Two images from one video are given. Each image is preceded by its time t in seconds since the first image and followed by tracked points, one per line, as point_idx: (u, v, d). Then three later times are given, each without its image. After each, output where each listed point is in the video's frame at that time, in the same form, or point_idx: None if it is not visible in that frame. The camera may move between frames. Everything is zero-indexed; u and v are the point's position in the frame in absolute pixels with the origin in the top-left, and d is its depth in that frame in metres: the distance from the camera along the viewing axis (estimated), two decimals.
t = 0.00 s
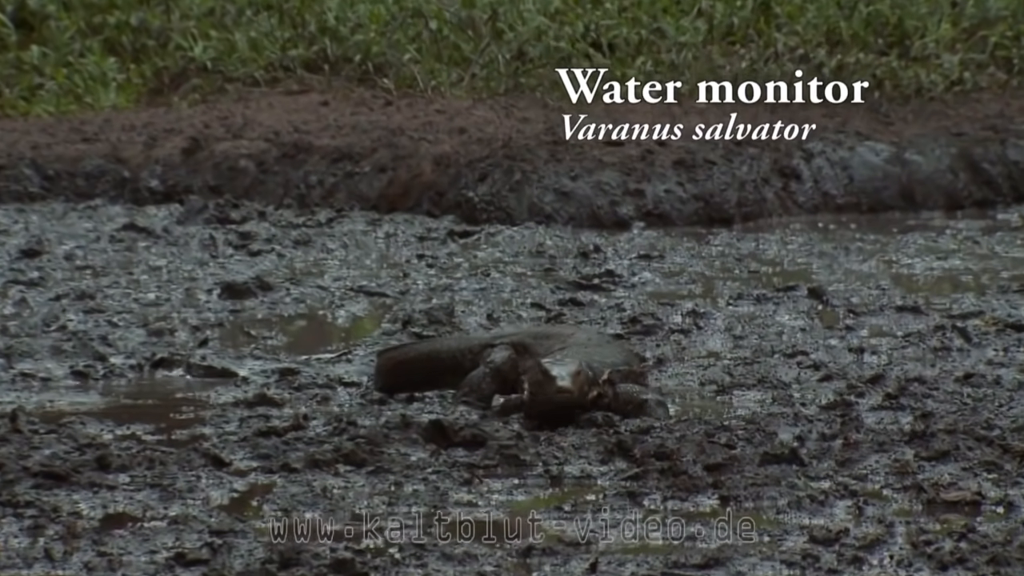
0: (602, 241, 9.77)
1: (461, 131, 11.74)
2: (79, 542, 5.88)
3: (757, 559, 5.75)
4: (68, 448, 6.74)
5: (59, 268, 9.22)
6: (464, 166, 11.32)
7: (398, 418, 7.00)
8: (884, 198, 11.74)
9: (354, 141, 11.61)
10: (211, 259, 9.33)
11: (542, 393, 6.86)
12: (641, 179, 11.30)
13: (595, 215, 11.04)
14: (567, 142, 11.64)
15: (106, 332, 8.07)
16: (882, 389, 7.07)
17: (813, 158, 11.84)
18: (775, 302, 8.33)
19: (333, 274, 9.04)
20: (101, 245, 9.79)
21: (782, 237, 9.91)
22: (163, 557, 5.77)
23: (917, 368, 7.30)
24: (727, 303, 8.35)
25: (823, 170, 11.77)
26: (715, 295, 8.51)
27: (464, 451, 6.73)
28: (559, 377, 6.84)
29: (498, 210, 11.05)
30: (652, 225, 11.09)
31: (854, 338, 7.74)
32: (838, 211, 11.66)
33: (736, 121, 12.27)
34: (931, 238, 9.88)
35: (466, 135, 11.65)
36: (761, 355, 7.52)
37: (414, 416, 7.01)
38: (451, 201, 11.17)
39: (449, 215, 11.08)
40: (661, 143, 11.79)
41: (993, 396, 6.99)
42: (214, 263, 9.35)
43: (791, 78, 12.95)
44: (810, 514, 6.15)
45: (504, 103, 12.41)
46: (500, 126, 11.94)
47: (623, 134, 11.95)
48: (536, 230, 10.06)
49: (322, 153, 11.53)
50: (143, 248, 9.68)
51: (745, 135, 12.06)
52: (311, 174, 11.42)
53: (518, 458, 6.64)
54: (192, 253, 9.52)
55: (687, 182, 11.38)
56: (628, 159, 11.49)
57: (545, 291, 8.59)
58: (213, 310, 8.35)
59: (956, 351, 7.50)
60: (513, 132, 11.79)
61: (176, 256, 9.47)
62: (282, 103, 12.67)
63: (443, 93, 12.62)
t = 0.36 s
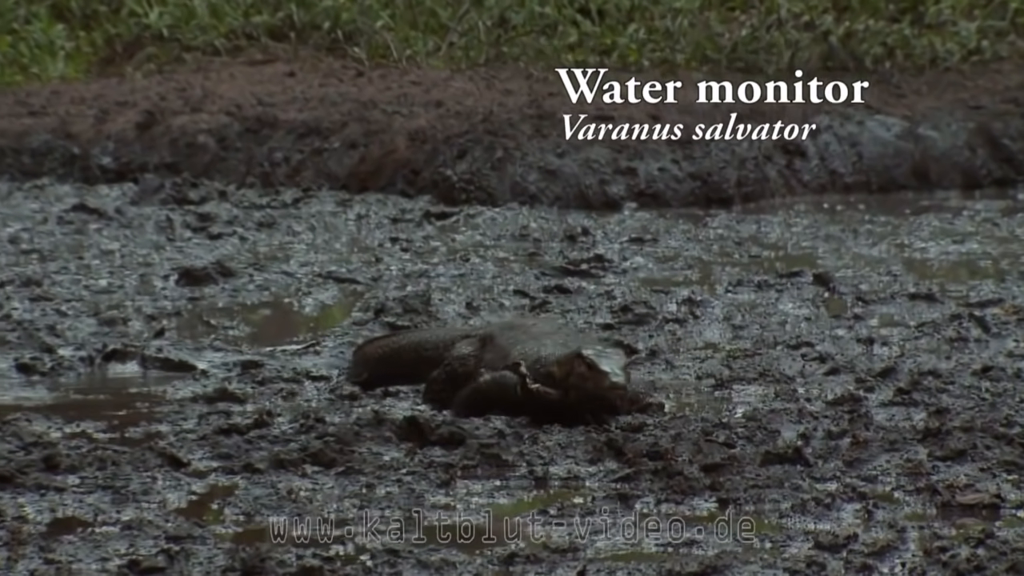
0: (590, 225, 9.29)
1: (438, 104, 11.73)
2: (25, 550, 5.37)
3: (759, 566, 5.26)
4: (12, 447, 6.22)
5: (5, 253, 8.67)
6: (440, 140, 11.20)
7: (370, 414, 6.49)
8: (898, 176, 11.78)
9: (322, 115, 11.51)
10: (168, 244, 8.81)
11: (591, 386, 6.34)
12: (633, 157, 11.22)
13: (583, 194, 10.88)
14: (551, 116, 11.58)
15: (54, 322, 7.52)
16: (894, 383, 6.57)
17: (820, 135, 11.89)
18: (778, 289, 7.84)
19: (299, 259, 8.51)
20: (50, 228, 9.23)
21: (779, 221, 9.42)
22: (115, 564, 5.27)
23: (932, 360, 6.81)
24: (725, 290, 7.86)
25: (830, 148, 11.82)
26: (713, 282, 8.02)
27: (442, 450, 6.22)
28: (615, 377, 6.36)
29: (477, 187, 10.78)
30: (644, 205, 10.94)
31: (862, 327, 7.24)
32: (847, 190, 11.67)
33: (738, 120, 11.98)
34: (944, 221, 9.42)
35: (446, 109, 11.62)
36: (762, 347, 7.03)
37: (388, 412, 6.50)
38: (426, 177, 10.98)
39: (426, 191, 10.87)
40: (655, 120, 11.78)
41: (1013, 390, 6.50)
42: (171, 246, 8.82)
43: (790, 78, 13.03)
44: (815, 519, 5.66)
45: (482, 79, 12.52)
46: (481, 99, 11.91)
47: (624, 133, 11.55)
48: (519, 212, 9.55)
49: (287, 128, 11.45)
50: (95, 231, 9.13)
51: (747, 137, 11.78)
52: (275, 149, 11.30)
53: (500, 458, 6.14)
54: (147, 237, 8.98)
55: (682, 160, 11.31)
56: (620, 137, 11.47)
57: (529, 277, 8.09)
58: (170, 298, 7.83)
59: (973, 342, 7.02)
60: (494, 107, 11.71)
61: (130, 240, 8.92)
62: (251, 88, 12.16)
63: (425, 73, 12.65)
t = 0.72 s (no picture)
0: (565, 205, 8.82)
1: (400, 75, 11.31)
2: None
3: None
4: None
5: None
6: (402, 114, 10.79)
7: (326, 411, 6.01)
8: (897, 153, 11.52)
9: (275, 88, 11.05)
10: (109, 226, 8.29)
11: (628, 382, 5.96)
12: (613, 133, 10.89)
13: (558, 175, 10.44)
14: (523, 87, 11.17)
15: None
16: (893, 377, 6.12)
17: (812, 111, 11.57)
18: (768, 275, 7.39)
19: (250, 243, 8.02)
20: None
21: (769, 202, 8.97)
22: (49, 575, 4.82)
23: (933, 352, 6.35)
24: (711, 276, 7.40)
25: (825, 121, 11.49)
26: (698, 267, 7.57)
27: (404, 449, 5.75)
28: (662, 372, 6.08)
29: (445, 166, 10.37)
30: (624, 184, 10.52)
31: (859, 317, 6.78)
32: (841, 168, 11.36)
33: (736, 120, 11.33)
34: (948, 201, 8.98)
35: (409, 81, 11.21)
36: (750, 338, 6.56)
37: (347, 408, 6.02)
38: (388, 156, 10.52)
39: (387, 172, 10.41)
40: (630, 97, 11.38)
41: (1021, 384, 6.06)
42: (113, 229, 8.29)
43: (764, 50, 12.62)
44: (809, 524, 5.21)
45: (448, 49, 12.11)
46: (447, 70, 11.50)
47: (622, 134, 10.91)
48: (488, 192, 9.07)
49: (236, 101, 10.97)
50: (30, 210, 8.59)
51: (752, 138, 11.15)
52: (225, 124, 10.82)
53: (467, 458, 5.67)
54: (85, 217, 8.45)
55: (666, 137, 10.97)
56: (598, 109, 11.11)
57: (499, 262, 7.63)
58: (110, 285, 7.33)
59: (978, 332, 6.57)
60: (462, 77, 11.28)
61: (68, 221, 8.39)
62: (199, 58, 11.65)
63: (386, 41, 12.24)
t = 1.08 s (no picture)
0: (536, 185, 8.38)
1: (358, 42, 10.65)
2: None
3: None
4: None
5: None
6: (360, 86, 10.12)
7: (279, 406, 5.57)
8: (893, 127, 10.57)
9: (223, 58, 10.42)
10: (42, 207, 7.79)
11: (647, 384, 5.46)
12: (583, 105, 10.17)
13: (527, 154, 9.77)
14: (491, 59, 10.45)
15: None
16: (890, 370, 5.71)
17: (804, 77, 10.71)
18: (754, 261, 6.98)
19: (196, 225, 7.57)
20: None
21: (757, 180, 8.55)
22: None
23: (933, 344, 5.94)
24: (694, 262, 7.00)
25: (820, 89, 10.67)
26: (679, 252, 7.15)
27: (362, 449, 5.33)
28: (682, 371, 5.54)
29: (405, 142, 9.75)
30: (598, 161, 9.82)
31: (852, 305, 6.37)
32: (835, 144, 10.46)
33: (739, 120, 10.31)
34: (949, 180, 8.58)
35: (367, 49, 10.55)
36: (736, 327, 6.14)
37: (301, 404, 5.59)
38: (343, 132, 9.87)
39: (343, 150, 9.77)
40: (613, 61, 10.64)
41: None
42: (47, 208, 7.79)
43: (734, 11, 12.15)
44: (799, 529, 4.81)
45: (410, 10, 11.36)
46: (407, 37, 10.82)
47: (623, 134, 10.01)
48: (452, 170, 8.63)
49: (181, 73, 10.35)
50: None
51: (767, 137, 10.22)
52: (169, 98, 10.22)
53: (429, 458, 5.25)
54: (17, 197, 7.96)
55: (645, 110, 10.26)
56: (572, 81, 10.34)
57: (465, 246, 7.21)
58: (44, 271, 6.87)
59: (981, 322, 6.16)
60: (424, 47, 10.61)
61: None
62: (139, 25, 11.00)
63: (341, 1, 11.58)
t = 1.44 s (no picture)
0: (508, 164, 8.00)
1: (318, 12, 10.25)
2: None
3: None
4: None
5: None
6: (319, 56, 9.71)
7: (231, 403, 5.18)
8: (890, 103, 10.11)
9: (171, 27, 9.99)
10: None
11: (636, 378, 4.99)
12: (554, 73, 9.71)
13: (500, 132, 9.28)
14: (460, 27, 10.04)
15: None
16: (890, 363, 5.36)
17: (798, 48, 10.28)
18: (743, 246, 6.63)
19: (142, 207, 7.18)
20: None
21: (746, 158, 8.19)
22: None
23: (936, 334, 5.59)
24: (678, 247, 6.64)
25: (807, 60, 10.24)
26: (663, 236, 6.79)
27: (321, 448, 4.95)
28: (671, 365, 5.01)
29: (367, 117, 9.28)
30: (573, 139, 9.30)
31: (850, 293, 6.02)
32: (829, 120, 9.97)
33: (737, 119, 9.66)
34: (953, 158, 8.22)
35: (326, 18, 10.14)
36: (725, 317, 5.78)
37: (256, 400, 5.21)
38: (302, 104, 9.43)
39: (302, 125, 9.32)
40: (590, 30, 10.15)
41: None
42: None
43: None
44: (793, 534, 4.44)
45: None
46: (370, 7, 10.42)
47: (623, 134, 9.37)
48: (418, 147, 8.23)
49: (127, 43, 9.91)
50: None
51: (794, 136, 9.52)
52: (112, 70, 9.74)
53: (394, 457, 4.86)
54: None
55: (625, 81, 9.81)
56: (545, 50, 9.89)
57: (432, 229, 6.84)
58: None
59: (988, 310, 5.81)
60: (388, 15, 10.22)
61: None
62: None
63: None
